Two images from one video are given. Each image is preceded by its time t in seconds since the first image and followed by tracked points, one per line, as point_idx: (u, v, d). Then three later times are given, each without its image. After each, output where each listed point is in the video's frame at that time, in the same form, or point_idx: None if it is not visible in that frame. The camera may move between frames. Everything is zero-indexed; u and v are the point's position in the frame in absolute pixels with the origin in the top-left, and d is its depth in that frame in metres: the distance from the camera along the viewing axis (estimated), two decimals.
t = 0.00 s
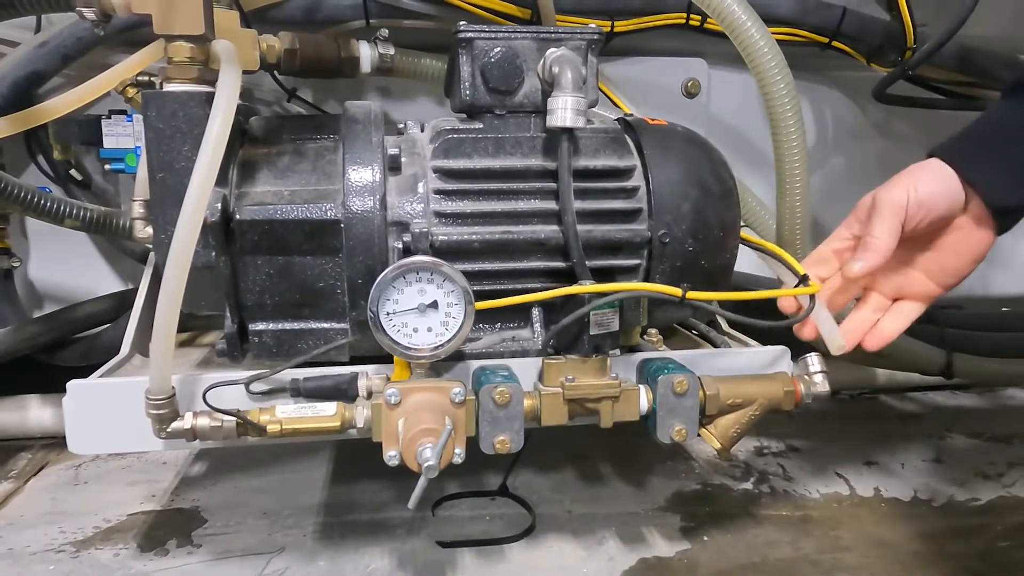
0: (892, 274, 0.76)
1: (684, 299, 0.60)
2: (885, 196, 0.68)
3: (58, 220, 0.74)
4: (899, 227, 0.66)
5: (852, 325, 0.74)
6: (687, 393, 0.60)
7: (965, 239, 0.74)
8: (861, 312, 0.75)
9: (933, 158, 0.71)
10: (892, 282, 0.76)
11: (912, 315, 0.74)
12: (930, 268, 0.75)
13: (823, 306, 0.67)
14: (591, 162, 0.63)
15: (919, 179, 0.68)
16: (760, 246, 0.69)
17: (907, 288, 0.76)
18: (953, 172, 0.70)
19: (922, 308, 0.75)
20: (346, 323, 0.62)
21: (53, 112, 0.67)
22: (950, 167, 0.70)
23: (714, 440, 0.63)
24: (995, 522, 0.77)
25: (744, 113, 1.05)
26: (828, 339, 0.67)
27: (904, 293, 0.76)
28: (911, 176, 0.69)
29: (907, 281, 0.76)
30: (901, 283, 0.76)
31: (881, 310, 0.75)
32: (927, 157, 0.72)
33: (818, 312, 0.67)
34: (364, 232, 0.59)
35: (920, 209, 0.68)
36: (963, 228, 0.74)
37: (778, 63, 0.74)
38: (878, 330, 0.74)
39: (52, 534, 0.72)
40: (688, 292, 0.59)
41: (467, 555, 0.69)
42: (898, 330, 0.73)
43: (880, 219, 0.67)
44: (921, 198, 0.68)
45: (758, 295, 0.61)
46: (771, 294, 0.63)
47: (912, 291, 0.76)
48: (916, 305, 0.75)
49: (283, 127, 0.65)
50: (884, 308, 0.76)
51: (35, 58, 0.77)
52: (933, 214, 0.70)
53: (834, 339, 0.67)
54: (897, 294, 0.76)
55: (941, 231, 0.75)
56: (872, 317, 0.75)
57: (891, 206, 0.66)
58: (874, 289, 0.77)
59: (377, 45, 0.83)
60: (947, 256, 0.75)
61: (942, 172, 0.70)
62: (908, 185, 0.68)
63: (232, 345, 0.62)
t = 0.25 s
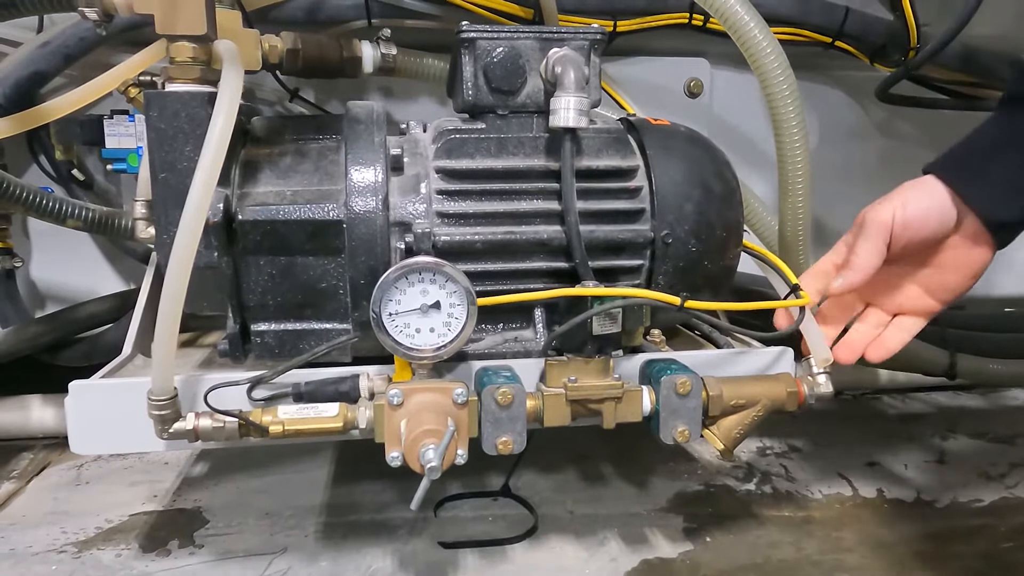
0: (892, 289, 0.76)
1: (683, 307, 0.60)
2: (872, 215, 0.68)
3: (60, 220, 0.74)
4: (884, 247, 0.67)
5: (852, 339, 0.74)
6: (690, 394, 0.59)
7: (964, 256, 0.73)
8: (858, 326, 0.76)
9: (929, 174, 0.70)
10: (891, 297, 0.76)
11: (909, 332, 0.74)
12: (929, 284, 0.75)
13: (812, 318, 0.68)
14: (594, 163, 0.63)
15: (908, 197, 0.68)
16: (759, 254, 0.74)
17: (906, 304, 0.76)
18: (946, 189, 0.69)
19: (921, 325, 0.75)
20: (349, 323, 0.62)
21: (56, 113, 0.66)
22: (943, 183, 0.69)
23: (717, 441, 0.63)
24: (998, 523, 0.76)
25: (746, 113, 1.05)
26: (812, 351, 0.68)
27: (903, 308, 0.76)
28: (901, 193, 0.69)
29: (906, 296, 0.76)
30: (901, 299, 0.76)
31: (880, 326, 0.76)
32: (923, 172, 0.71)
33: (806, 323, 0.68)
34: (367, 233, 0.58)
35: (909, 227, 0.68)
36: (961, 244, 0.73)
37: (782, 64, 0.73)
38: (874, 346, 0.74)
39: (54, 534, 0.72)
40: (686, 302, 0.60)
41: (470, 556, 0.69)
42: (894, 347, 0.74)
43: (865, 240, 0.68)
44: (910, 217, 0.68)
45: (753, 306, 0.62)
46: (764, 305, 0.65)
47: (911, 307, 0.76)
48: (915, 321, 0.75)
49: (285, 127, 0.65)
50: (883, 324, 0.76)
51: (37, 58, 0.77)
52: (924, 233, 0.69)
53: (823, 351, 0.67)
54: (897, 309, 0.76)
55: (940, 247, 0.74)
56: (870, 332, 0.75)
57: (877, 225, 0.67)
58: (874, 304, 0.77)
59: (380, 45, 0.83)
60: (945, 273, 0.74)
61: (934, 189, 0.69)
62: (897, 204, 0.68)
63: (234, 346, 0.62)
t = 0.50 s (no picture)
0: (894, 303, 0.77)
1: (685, 305, 0.60)
2: (876, 234, 0.69)
3: (61, 218, 0.74)
4: (886, 269, 0.68)
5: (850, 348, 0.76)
6: (692, 392, 0.59)
7: (969, 277, 0.73)
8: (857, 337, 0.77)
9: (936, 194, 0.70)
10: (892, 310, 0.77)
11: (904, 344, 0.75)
12: (930, 301, 0.75)
13: (814, 315, 0.68)
14: (596, 160, 0.63)
15: (913, 218, 0.68)
16: (761, 253, 0.73)
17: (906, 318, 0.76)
18: (951, 210, 0.69)
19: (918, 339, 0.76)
20: (350, 321, 0.62)
21: (58, 110, 0.66)
22: (949, 205, 0.69)
23: (719, 439, 0.62)
24: (1000, 521, 0.76)
25: (748, 111, 1.05)
26: (813, 349, 0.68)
27: (903, 322, 0.77)
28: (906, 213, 0.69)
29: (906, 311, 0.77)
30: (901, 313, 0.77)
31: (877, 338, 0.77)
32: (930, 190, 0.71)
33: (807, 319, 0.68)
34: (368, 230, 0.58)
35: (911, 249, 0.69)
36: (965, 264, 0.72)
37: (784, 62, 0.73)
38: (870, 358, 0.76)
39: (56, 533, 0.72)
40: (688, 300, 0.60)
41: (471, 554, 0.69)
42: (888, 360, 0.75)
43: (868, 259, 0.69)
44: (912, 239, 0.68)
45: (756, 303, 0.62)
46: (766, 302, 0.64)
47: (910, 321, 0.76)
48: (912, 334, 0.76)
49: (286, 125, 0.65)
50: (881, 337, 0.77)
51: (37, 57, 0.77)
52: (927, 255, 0.70)
53: (825, 349, 0.67)
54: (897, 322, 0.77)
55: (943, 266, 0.74)
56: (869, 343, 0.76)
57: (879, 246, 0.68)
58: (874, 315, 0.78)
59: (381, 43, 0.83)
60: (945, 291, 0.74)
61: (940, 210, 0.69)
62: (902, 224, 0.69)
63: (236, 343, 0.62)
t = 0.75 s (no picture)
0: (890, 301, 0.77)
1: (687, 305, 0.60)
2: (881, 249, 0.64)
3: (61, 217, 0.74)
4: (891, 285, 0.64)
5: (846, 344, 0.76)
6: (693, 391, 0.59)
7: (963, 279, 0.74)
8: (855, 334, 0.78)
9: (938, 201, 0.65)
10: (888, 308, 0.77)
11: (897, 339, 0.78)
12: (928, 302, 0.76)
13: (814, 314, 0.68)
14: (597, 159, 0.63)
15: (917, 232, 0.64)
16: (762, 251, 0.73)
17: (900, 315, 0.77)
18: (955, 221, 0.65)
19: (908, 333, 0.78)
20: (351, 320, 0.61)
21: (58, 109, 0.66)
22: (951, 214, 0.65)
23: (720, 438, 0.62)
24: (1001, 521, 0.76)
25: (749, 109, 1.04)
26: (813, 348, 0.68)
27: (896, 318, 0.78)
28: (911, 225, 0.65)
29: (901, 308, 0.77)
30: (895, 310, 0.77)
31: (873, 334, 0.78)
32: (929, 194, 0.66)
33: (808, 319, 0.68)
34: (369, 229, 0.58)
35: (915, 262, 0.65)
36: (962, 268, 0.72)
37: (786, 61, 0.73)
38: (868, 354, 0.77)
39: (56, 532, 0.72)
40: (689, 299, 0.60)
41: (472, 553, 0.69)
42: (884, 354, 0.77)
43: (870, 274, 0.64)
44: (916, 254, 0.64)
45: (759, 303, 0.62)
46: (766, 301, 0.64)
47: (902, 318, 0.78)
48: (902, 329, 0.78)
49: (286, 124, 0.65)
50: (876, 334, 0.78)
51: (37, 55, 0.77)
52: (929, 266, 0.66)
53: (826, 349, 0.67)
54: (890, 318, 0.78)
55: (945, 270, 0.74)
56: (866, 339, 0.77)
57: (885, 263, 0.63)
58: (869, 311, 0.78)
59: (381, 42, 0.83)
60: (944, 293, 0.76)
61: (944, 221, 0.65)
62: (905, 237, 0.64)
63: (236, 343, 0.61)
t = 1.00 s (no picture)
0: (927, 309, 0.79)
1: (688, 304, 0.60)
2: (927, 242, 0.66)
3: (61, 216, 0.74)
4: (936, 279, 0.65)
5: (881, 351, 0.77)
6: (694, 390, 0.59)
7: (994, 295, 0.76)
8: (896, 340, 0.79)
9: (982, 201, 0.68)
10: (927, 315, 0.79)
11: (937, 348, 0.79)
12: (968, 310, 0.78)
13: (814, 313, 0.68)
14: (598, 158, 0.63)
15: (961, 228, 0.66)
16: (762, 250, 0.73)
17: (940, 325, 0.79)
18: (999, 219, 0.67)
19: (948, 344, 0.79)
20: (351, 319, 0.61)
21: (58, 108, 0.66)
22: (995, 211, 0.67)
23: (721, 437, 0.62)
24: (1001, 520, 0.76)
25: (749, 108, 1.04)
26: (816, 347, 0.68)
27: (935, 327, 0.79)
28: (957, 220, 0.67)
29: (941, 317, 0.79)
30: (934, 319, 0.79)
31: (910, 341, 0.79)
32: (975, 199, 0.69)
33: (810, 317, 0.68)
34: (369, 228, 0.58)
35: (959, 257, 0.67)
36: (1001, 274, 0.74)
37: (787, 60, 0.73)
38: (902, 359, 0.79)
39: (57, 530, 0.72)
40: (690, 298, 0.60)
41: (472, 552, 0.69)
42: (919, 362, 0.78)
43: (918, 266, 0.65)
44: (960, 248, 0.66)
45: (760, 302, 0.62)
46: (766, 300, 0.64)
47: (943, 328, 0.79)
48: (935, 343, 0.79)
49: (287, 122, 0.65)
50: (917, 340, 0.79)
51: (37, 54, 0.77)
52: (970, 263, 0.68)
53: (827, 347, 0.67)
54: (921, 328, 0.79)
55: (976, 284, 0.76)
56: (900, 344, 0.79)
57: (930, 254, 0.65)
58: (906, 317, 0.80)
59: (382, 41, 0.83)
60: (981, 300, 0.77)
61: (987, 217, 0.67)
62: (951, 233, 0.66)
63: (236, 342, 0.61)
